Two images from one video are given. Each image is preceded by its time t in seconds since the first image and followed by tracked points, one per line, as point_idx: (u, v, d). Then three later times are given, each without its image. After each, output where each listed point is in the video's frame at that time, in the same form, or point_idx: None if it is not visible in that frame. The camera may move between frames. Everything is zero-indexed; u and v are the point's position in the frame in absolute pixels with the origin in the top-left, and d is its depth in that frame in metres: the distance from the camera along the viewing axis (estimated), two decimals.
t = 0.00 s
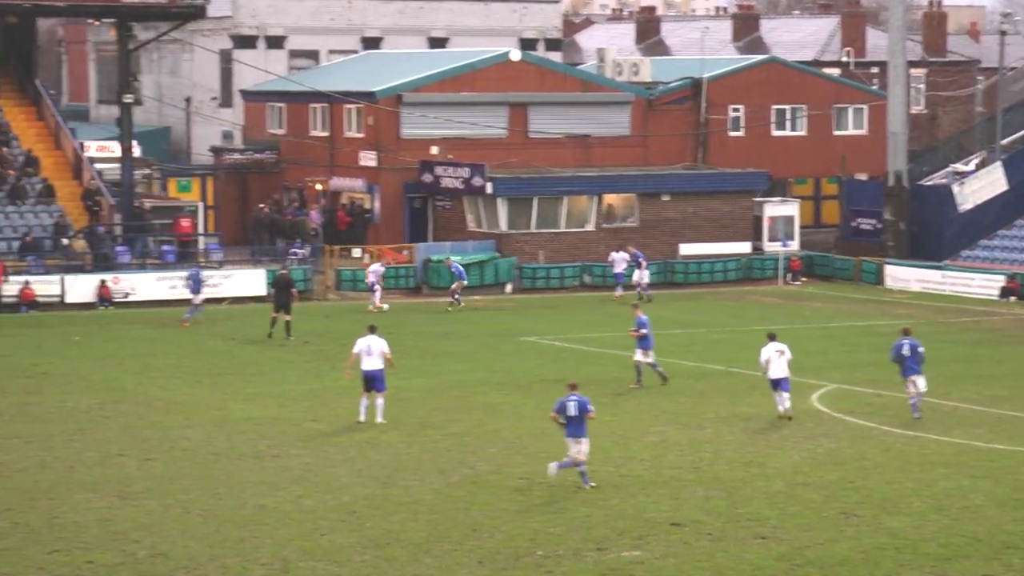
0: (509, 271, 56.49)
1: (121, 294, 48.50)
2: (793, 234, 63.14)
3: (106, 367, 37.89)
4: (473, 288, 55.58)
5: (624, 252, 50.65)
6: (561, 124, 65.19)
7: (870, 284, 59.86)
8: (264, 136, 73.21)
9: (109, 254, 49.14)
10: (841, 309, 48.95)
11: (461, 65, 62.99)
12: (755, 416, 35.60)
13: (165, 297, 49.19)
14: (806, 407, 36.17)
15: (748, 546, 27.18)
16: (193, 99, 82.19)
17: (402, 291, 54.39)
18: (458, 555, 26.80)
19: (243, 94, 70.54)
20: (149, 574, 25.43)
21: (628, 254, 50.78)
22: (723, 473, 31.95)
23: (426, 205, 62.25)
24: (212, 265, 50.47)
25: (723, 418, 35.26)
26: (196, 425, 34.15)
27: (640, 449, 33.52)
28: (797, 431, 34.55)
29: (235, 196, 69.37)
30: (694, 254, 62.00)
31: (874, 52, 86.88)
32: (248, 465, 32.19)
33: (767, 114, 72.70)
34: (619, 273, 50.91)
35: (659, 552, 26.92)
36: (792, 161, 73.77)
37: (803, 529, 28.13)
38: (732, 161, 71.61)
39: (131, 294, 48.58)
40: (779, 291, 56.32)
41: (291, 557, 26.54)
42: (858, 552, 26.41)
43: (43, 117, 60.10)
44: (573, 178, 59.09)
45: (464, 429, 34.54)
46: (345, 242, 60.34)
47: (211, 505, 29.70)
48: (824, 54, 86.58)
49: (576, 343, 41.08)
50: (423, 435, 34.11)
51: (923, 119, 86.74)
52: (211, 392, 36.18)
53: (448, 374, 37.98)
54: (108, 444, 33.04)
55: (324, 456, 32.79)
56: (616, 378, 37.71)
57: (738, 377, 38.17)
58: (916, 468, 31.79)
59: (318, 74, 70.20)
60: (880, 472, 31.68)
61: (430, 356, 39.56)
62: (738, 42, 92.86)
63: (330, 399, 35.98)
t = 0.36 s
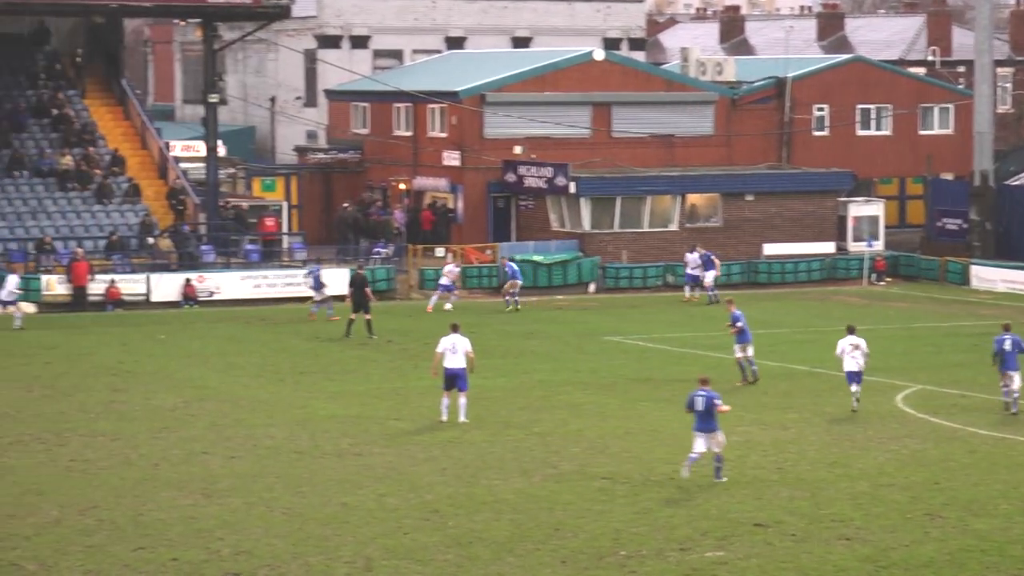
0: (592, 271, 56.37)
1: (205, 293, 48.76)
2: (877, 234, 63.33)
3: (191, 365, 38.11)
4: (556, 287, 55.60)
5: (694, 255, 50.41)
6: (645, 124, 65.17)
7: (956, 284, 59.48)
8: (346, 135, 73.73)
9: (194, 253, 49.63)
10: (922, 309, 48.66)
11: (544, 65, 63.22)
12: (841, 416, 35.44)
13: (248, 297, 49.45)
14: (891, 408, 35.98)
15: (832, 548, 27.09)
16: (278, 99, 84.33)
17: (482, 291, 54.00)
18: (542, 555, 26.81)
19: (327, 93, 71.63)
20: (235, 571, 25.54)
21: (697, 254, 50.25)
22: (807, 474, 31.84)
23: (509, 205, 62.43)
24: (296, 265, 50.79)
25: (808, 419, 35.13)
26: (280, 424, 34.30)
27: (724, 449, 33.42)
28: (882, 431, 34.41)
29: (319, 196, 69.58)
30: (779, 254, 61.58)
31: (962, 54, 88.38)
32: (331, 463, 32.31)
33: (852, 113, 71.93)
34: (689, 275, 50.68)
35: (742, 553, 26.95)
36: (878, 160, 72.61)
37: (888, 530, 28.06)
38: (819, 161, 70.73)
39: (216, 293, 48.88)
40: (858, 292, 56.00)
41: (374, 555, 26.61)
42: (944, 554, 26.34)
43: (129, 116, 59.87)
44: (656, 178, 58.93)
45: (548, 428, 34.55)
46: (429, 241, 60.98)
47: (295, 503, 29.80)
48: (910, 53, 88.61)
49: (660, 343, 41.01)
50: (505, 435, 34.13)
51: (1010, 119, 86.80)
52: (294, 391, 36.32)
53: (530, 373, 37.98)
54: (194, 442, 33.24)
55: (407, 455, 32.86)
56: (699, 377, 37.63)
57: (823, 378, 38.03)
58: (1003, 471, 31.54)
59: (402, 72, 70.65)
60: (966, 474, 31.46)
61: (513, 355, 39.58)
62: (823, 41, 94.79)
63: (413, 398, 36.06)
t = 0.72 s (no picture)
0: (669, 270, 56.26)
1: (283, 292, 49.04)
2: (957, 234, 62.99)
3: (268, 364, 38.27)
4: (633, 286, 55.49)
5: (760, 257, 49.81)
6: (724, 122, 65.07)
7: None
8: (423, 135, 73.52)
9: (272, 252, 49.68)
10: (998, 310, 48.32)
11: (621, 64, 63.31)
12: (921, 417, 35.29)
13: (326, 296, 49.65)
14: (971, 409, 35.80)
15: (910, 549, 27.03)
16: (356, 98, 84.42)
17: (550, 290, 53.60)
18: (618, 555, 26.83)
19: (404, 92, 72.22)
20: (313, 569, 25.65)
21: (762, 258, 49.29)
22: (885, 475, 31.74)
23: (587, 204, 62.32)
24: (373, 263, 50.96)
25: (886, 421, 35.00)
26: (358, 422, 34.39)
27: (801, 450, 33.31)
28: (961, 432, 34.25)
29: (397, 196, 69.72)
30: (858, 253, 61.26)
31: None
32: (407, 462, 32.38)
33: (932, 113, 69.80)
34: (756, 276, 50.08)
35: (819, 554, 26.96)
36: (957, 160, 70.17)
37: (965, 532, 28.07)
38: (896, 161, 68.86)
39: (293, 292, 49.09)
40: (928, 292, 55.66)
41: (450, 554, 26.67)
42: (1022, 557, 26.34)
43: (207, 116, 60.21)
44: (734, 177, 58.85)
45: (625, 427, 34.54)
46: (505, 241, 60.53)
47: (372, 502, 29.86)
48: (990, 51, 89.86)
49: (737, 343, 40.93)
50: (581, 434, 34.13)
51: None
52: (370, 390, 36.41)
53: (606, 373, 37.97)
54: (272, 440, 33.38)
55: (483, 454, 32.90)
56: (775, 377, 37.54)
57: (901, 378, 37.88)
58: None
59: (481, 71, 70.87)
60: None
61: (590, 355, 39.56)
62: (903, 40, 94.49)
63: (488, 398, 36.11)
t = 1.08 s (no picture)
0: (743, 270, 56.03)
1: (357, 290, 48.90)
2: None
3: (341, 362, 38.35)
4: (707, 286, 55.33)
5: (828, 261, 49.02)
6: (798, 122, 64.73)
7: None
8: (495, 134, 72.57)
9: (347, 250, 50.29)
10: None
11: (695, 63, 63.27)
12: (998, 418, 35.02)
13: (399, 294, 49.51)
14: None
15: (984, 550, 27.00)
16: (429, 97, 84.45)
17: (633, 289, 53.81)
18: (691, 554, 26.82)
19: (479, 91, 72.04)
20: (387, 566, 25.69)
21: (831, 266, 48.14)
22: (960, 476, 31.56)
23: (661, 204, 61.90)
24: (447, 261, 51.37)
25: (964, 422, 34.77)
26: (431, 421, 34.42)
27: (876, 450, 33.14)
28: None
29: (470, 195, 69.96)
30: (932, 252, 60.86)
31: None
32: (481, 460, 32.40)
33: (1007, 112, 69.42)
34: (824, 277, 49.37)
35: (893, 554, 26.89)
36: None
37: None
38: (974, 160, 68.57)
39: (367, 290, 48.91)
40: (995, 292, 55.03)
41: (523, 553, 26.66)
42: None
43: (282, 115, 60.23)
44: (809, 176, 58.70)
45: (698, 427, 34.45)
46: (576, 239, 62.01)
47: (445, 500, 29.88)
48: None
49: (811, 343, 40.73)
50: (655, 433, 34.06)
51: None
52: (443, 389, 36.44)
53: (679, 372, 37.88)
54: (346, 438, 33.45)
55: (556, 453, 32.88)
56: (849, 378, 37.37)
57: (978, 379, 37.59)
58: None
59: (556, 70, 70.82)
60: None
61: (663, 355, 39.47)
62: (979, 39, 92.60)
63: (561, 397, 36.08)
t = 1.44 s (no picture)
0: (779, 268, 55.74)
1: (392, 288, 48.85)
2: None
3: (375, 360, 38.47)
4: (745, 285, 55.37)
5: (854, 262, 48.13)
6: (835, 120, 64.25)
7: None
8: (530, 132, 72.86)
9: (381, 248, 50.47)
10: None
11: (733, 60, 62.98)
12: None
13: (432, 293, 49.52)
14: None
15: (1020, 550, 27.01)
16: (466, 95, 85.25)
17: (670, 288, 54.21)
18: (724, 553, 26.81)
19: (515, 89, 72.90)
20: (420, 564, 25.77)
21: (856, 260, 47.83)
22: (996, 476, 31.40)
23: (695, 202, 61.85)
24: (481, 260, 51.75)
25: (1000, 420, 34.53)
26: (465, 419, 34.51)
27: (911, 449, 32.99)
28: None
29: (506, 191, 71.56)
30: (968, 250, 59.27)
31: None
32: (514, 458, 32.47)
33: None
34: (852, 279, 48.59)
35: (928, 554, 26.86)
36: None
37: None
38: (1013, 159, 67.70)
39: (402, 288, 48.93)
40: None
41: (556, 551, 26.72)
42: None
43: (319, 113, 60.59)
44: (845, 174, 58.31)
45: (732, 425, 34.38)
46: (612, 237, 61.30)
47: (479, 498, 29.95)
48: None
49: (847, 342, 40.55)
50: (689, 432, 34.02)
51: None
52: (476, 387, 36.49)
53: (714, 370, 37.84)
54: (380, 436, 33.57)
55: (590, 451, 32.89)
56: (884, 376, 37.23)
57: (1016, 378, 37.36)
58: None
59: (592, 68, 70.76)
60: None
61: (697, 353, 39.42)
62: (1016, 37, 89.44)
63: (596, 395, 36.05)
